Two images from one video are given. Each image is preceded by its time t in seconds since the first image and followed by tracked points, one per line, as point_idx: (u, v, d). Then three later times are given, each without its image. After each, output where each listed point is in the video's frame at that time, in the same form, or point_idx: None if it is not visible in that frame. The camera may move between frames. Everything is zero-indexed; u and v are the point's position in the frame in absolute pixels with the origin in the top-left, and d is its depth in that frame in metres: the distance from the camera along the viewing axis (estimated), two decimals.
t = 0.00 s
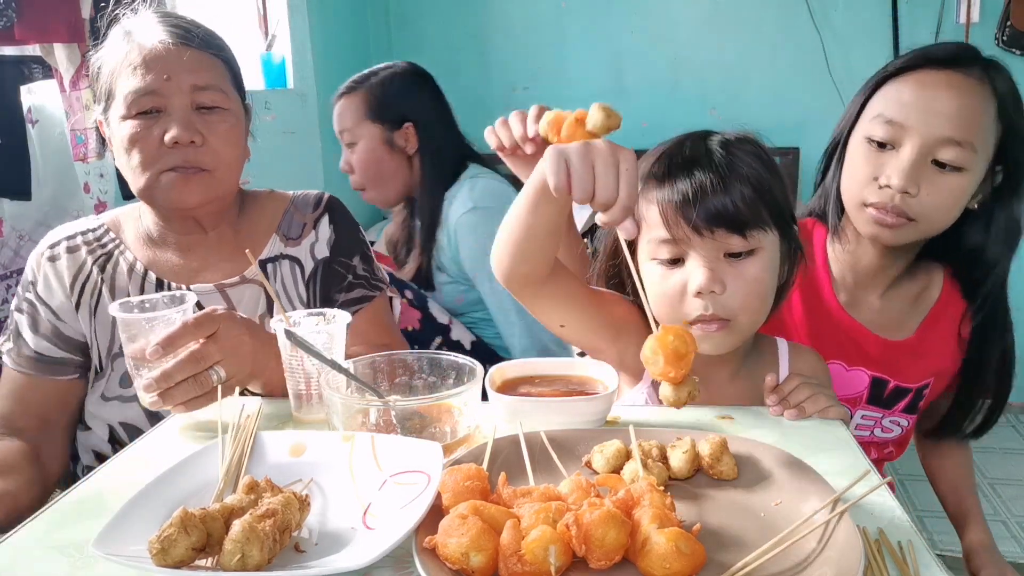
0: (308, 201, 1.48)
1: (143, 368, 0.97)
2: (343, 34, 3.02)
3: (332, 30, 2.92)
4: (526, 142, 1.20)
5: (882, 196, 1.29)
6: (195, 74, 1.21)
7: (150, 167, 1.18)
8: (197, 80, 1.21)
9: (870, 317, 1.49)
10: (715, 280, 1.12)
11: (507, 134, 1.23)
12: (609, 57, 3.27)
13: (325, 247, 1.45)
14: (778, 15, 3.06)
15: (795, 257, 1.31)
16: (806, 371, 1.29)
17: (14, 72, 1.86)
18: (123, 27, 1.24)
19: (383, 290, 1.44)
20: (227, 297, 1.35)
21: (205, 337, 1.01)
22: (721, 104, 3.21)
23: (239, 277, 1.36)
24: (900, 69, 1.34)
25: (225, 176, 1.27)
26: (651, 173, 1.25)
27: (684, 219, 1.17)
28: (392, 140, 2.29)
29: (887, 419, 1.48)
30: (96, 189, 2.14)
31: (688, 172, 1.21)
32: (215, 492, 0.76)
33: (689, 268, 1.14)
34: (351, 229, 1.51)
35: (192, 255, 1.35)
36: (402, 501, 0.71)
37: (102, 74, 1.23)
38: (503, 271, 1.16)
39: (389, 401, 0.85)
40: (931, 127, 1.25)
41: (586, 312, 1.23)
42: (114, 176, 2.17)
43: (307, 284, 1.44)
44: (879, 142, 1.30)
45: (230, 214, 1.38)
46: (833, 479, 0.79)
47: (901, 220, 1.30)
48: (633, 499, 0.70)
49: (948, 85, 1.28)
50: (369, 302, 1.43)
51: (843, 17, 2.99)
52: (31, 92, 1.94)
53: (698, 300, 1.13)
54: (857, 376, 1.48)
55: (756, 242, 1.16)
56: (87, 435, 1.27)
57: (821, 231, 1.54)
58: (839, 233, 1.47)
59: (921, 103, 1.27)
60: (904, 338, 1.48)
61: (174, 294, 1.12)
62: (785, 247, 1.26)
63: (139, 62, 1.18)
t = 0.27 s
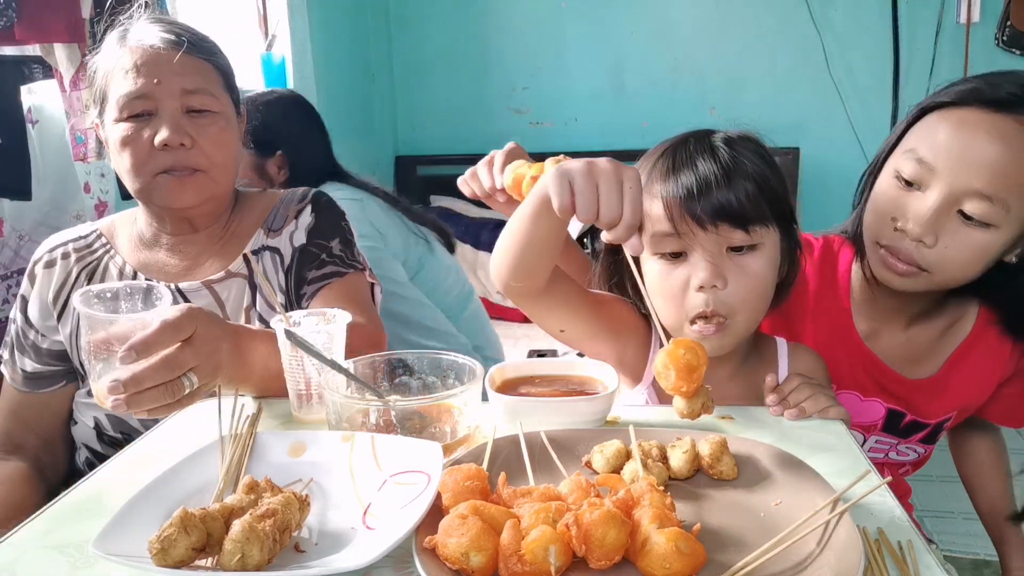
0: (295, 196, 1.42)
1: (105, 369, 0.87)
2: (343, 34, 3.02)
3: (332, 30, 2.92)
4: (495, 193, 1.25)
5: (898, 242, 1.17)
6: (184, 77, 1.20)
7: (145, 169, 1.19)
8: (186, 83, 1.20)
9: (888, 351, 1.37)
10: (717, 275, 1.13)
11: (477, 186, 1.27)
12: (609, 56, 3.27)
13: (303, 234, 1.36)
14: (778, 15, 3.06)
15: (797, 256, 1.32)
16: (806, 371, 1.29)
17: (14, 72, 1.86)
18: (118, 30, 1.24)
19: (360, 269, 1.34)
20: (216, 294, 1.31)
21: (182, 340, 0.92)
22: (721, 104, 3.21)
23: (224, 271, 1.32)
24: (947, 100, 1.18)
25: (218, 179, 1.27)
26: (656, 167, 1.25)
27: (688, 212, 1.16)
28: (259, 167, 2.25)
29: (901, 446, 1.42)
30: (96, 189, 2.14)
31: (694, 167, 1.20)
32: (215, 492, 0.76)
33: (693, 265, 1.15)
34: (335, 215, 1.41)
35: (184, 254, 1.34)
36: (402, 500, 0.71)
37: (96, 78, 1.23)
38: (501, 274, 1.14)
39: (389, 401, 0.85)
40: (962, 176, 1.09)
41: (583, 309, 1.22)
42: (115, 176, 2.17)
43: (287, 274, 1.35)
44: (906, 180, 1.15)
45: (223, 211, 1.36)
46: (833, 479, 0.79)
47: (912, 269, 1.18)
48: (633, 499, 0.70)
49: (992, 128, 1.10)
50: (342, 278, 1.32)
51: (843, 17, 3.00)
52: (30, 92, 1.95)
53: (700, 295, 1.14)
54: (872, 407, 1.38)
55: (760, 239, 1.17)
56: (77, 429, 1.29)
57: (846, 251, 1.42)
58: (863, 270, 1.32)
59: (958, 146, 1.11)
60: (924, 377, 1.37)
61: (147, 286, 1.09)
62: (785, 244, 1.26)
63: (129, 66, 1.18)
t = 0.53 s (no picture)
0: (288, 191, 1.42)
1: (111, 409, 0.84)
2: (343, 34, 3.02)
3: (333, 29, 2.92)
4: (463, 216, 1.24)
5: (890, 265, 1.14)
6: (182, 79, 1.21)
7: (140, 168, 1.18)
8: (184, 85, 1.20)
9: (893, 368, 1.32)
10: (713, 264, 1.12)
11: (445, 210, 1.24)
12: (609, 56, 3.27)
13: (291, 224, 1.35)
14: (778, 15, 3.06)
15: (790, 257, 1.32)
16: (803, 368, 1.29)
17: (15, 72, 1.86)
18: (119, 33, 1.25)
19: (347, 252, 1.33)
20: (215, 294, 1.32)
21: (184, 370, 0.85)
22: (721, 104, 3.21)
23: (220, 269, 1.32)
24: (947, 123, 1.15)
25: (216, 180, 1.27)
26: (660, 159, 1.25)
27: (689, 202, 1.16)
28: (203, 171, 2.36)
29: (907, 460, 1.37)
30: (96, 189, 2.13)
31: (697, 160, 1.21)
32: (215, 492, 0.76)
33: (689, 250, 1.15)
34: (325, 205, 1.41)
35: (184, 254, 1.35)
36: (402, 500, 0.71)
37: (97, 81, 1.24)
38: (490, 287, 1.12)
39: (389, 401, 0.85)
40: (954, 204, 1.06)
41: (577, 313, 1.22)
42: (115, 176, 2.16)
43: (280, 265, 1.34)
44: (898, 202, 1.12)
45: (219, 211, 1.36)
46: (832, 479, 0.79)
47: (900, 293, 1.15)
48: (632, 499, 0.70)
49: (988, 154, 1.07)
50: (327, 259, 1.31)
51: (843, 17, 3.00)
52: (31, 92, 1.95)
53: (695, 282, 1.13)
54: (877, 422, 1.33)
55: (757, 231, 1.17)
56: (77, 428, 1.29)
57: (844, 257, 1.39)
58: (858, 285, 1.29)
59: (952, 171, 1.07)
60: (927, 396, 1.33)
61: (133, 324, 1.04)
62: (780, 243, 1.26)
63: (131, 68, 1.18)
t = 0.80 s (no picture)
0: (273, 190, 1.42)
1: (114, 447, 0.82)
2: (343, 34, 3.02)
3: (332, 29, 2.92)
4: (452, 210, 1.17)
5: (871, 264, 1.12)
6: (163, 82, 1.20)
7: (124, 177, 1.19)
8: (165, 88, 1.20)
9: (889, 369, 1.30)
10: (712, 251, 1.12)
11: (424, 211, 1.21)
12: (609, 56, 3.27)
13: (276, 223, 1.35)
14: (778, 15, 3.06)
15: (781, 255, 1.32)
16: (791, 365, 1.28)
17: (14, 72, 1.87)
18: (96, 31, 1.24)
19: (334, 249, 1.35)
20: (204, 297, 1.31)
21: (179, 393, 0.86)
22: (721, 104, 3.21)
23: (207, 272, 1.31)
24: (928, 123, 1.13)
25: (199, 186, 1.27)
26: (665, 151, 1.26)
27: (697, 189, 1.16)
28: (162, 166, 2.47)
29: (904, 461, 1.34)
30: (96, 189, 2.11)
31: (708, 151, 1.21)
32: (215, 493, 0.76)
33: (690, 236, 1.15)
34: (311, 204, 1.41)
35: (169, 260, 1.33)
36: (402, 500, 0.71)
37: (75, 83, 1.23)
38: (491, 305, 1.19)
39: (389, 401, 0.85)
40: (933, 203, 1.04)
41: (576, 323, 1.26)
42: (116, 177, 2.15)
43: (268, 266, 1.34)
44: (882, 199, 1.11)
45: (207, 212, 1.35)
46: (832, 478, 0.79)
47: (880, 292, 1.13)
48: (632, 499, 0.70)
49: (969, 155, 1.05)
50: (313, 259, 1.32)
51: (843, 17, 3.00)
52: (31, 92, 1.96)
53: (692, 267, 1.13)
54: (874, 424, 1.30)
55: (755, 226, 1.18)
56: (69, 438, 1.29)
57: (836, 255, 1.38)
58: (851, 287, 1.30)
59: (933, 169, 1.06)
60: (925, 397, 1.30)
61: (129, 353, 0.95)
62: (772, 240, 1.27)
63: (107, 72, 1.17)
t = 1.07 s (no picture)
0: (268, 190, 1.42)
1: (117, 449, 0.82)
2: (342, 34, 3.02)
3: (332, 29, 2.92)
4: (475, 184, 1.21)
5: (855, 243, 1.11)
6: (151, 88, 1.19)
7: (115, 186, 1.19)
8: (153, 94, 1.19)
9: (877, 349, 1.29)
10: (700, 247, 1.14)
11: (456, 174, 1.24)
12: (609, 56, 3.27)
13: (272, 226, 1.36)
14: (778, 15, 3.06)
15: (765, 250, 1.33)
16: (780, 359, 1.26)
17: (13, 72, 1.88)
18: (81, 34, 1.23)
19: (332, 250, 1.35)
20: (199, 298, 1.31)
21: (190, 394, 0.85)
22: (721, 104, 3.21)
23: (202, 274, 1.31)
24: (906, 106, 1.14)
25: (191, 188, 1.27)
26: (650, 150, 1.27)
27: (682, 188, 1.18)
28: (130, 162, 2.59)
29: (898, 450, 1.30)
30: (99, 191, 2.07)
31: (692, 150, 1.23)
32: (215, 493, 0.76)
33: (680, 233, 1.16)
34: (307, 204, 1.41)
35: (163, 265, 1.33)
36: (401, 500, 0.71)
37: (61, 88, 1.23)
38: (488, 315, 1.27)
39: (388, 401, 0.85)
40: (912, 181, 1.05)
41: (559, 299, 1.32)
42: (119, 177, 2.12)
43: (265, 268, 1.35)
44: (863, 182, 1.11)
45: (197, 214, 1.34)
46: (832, 478, 0.79)
47: (866, 271, 1.12)
48: (632, 499, 0.70)
49: (946, 134, 1.07)
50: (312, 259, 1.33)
51: (842, 17, 3.00)
52: (30, 92, 1.90)
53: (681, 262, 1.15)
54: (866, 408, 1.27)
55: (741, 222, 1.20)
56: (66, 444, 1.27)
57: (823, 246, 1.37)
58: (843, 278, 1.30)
59: (912, 147, 1.07)
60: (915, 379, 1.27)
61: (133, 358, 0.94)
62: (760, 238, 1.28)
63: (91, 79, 1.17)
